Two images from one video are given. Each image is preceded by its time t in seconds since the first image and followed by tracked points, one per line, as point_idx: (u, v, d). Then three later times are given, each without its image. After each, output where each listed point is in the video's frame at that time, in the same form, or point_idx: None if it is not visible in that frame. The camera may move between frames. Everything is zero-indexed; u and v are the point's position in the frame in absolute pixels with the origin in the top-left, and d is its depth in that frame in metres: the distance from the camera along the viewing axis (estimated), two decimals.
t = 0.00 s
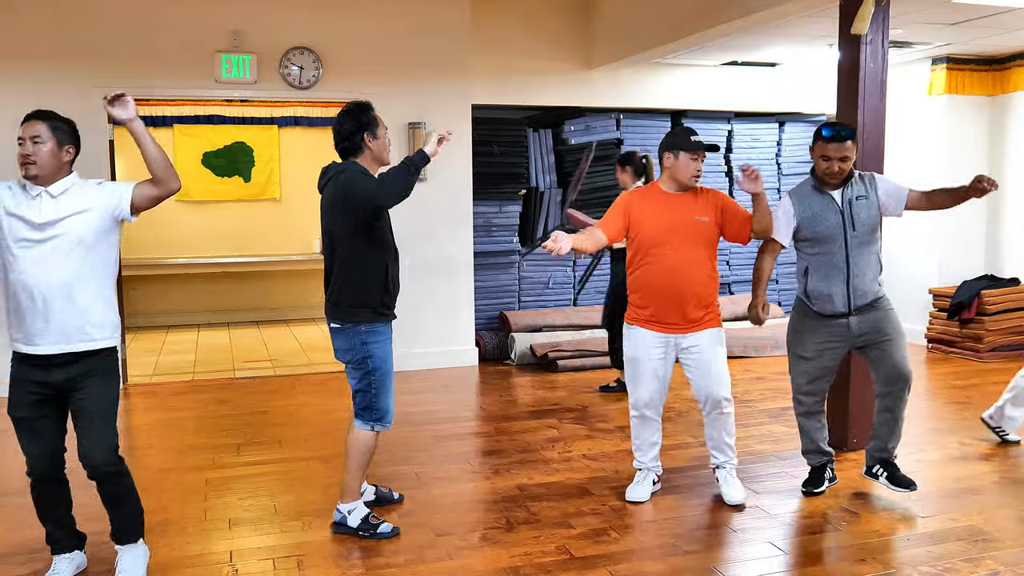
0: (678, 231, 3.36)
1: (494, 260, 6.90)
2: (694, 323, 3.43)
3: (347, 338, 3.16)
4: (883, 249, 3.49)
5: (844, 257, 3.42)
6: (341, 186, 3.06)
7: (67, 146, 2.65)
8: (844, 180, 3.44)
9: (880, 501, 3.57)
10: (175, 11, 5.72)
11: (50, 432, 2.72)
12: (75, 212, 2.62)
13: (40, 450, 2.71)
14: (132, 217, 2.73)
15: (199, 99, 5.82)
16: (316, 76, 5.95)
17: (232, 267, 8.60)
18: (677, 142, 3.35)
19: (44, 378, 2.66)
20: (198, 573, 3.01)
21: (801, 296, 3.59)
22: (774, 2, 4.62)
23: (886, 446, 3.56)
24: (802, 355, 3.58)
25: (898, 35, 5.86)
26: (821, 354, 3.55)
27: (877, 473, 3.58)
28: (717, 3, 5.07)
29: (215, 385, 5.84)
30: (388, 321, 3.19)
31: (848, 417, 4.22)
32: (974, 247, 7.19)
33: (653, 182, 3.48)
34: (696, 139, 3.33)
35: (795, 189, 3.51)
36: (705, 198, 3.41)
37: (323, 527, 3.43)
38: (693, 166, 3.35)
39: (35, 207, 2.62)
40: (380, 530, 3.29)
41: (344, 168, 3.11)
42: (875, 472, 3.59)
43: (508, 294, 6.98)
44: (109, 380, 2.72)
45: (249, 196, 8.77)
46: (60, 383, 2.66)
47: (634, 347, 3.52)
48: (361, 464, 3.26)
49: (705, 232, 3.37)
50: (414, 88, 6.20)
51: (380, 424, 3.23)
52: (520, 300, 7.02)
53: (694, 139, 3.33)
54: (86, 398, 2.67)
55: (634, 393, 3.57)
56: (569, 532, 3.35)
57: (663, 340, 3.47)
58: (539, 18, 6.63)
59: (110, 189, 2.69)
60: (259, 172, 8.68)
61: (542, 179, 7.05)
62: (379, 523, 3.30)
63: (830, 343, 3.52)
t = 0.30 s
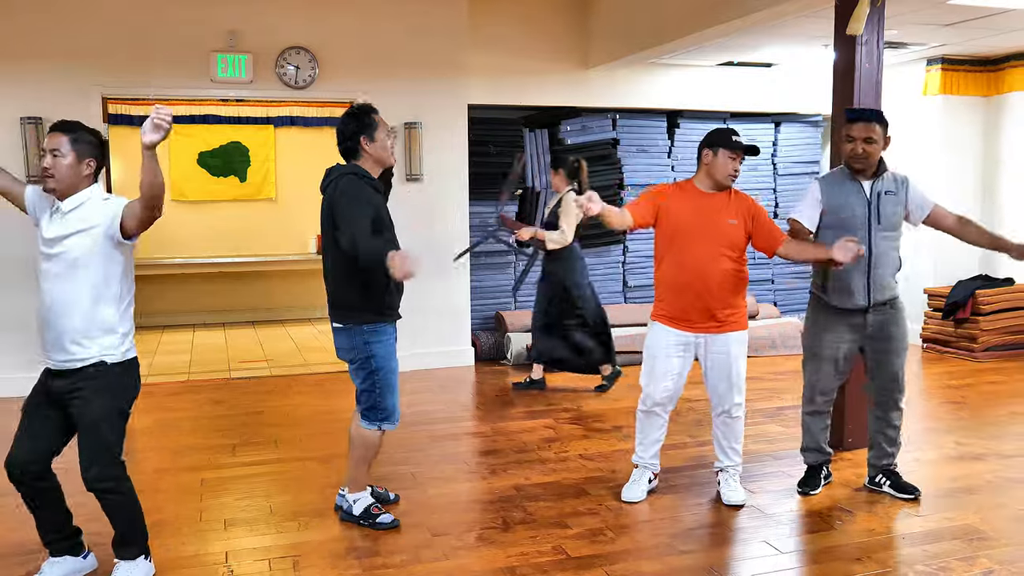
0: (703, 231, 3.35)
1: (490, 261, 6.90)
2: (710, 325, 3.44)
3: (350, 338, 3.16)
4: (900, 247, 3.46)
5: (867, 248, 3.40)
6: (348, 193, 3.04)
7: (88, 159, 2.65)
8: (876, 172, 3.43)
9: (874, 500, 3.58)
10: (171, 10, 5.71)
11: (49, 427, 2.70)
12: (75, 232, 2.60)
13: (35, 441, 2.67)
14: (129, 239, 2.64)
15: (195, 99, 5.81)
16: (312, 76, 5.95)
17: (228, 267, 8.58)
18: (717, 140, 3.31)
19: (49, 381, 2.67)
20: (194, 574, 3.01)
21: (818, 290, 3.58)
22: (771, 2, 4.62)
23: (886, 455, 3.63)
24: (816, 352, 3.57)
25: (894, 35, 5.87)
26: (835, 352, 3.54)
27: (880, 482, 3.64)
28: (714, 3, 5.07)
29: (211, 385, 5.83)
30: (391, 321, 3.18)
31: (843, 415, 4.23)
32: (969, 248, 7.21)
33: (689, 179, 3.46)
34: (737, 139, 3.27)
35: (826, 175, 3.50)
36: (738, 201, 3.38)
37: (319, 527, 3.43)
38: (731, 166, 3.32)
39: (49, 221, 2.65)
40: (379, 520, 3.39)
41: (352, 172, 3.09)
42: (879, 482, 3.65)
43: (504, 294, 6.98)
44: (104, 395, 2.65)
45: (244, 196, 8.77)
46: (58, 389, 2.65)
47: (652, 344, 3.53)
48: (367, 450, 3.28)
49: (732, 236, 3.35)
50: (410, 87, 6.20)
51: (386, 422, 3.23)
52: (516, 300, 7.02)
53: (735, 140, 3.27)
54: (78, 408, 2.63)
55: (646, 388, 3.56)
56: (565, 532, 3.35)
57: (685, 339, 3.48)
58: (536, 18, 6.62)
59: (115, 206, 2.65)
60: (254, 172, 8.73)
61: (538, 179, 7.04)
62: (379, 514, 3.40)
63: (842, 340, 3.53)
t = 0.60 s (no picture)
0: (704, 229, 3.36)
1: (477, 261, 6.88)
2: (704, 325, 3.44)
3: (345, 333, 3.16)
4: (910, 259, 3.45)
5: (879, 256, 3.37)
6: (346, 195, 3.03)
7: (79, 148, 2.64)
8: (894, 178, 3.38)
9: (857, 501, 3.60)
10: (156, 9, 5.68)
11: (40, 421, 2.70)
12: (54, 219, 2.59)
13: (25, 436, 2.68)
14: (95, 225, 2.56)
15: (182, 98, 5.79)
16: (298, 76, 5.93)
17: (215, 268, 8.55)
18: (730, 140, 3.32)
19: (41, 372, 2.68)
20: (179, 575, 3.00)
21: (826, 293, 3.53)
22: (756, 3, 4.64)
23: (877, 457, 3.64)
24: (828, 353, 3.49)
25: (878, 35, 5.91)
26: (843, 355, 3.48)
27: (866, 481, 3.67)
28: (700, 4, 5.09)
29: (197, 386, 5.81)
30: (390, 319, 3.18)
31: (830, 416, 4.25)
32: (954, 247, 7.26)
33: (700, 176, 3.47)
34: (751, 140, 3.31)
35: (844, 177, 3.46)
36: (743, 204, 3.40)
37: (306, 528, 3.42)
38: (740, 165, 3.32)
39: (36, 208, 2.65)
40: (394, 518, 3.40)
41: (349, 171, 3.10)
42: (864, 481, 3.68)
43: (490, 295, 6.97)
44: (86, 396, 2.63)
45: (230, 196, 8.75)
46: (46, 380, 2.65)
47: (648, 339, 3.54)
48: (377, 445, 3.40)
49: (733, 238, 3.36)
50: (397, 87, 6.19)
51: (383, 421, 3.22)
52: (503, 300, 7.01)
53: (747, 139, 3.30)
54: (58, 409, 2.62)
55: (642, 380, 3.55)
56: (552, 532, 3.36)
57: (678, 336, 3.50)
58: (522, 18, 6.62)
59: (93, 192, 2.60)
60: (241, 172, 8.72)
61: (525, 179, 7.04)
62: (396, 512, 3.42)
63: (851, 344, 3.47)
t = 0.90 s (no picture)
0: (704, 231, 3.37)
1: (475, 261, 6.88)
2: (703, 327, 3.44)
3: (353, 339, 3.21)
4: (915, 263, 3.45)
5: (883, 256, 3.38)
6: (352, 198, 3.05)
7: (76, 166, 2.65)
8: (906, 181, 3.38)
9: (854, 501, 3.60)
10: (153, 9, 5.67)
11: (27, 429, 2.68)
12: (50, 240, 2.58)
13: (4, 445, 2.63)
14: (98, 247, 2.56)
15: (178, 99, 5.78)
16: (295, 76, 5.92)
17: (212, 268, 8.54)
18: (733, 143, 3.33)
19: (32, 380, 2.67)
20: None
21: (828, 295, 3.53)
22: (753, 3, 4.64)
23: (875, 457, 3.63)
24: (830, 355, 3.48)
25: (875, 35, 5.91)
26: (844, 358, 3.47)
27: (863, 480, 3.67)
28: (697, 4, 5.09)
29: (194, 387, 5.80)
30: (394, 326, 3.16)
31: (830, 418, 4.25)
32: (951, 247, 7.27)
33: (702, 177, 3.46)
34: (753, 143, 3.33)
35: (855, 176, 3.46)
36: (743, 206, 3.39)
37: (303, 529, 3.42)
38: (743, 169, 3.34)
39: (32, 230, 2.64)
40: (393, 520, 3.39)
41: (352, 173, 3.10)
42: (862, 481, 3.68)
43: (488, 294, 6.96)
44: (77, 407, 2.61)
45: (227, 196, 8.77)
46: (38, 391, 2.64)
47: (654, 341, 3.53)
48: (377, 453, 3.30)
49: (733, 240, 3.36)
50: (394, 87, 6.19)
51: (380, 425, 3.21)
52: (501, 300, 7.01)
53: (751, 144, 3.32)
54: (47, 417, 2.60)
55: (649, 383, 3.56)
56: (550, 532, 3.36)
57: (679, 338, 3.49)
58: (520, 18, 6.62)
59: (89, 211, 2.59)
60: (237, 172, 8.74)
61: (522, 178, 7.04)
62: (393, 514, 3.40)
63: (854, 345, 3.46)
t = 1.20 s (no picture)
0: (704, 229, 3.37)
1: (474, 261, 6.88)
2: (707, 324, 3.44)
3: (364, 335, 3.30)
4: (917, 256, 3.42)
5: (881, 252, 3.36)
6: (359, 193, 3.12)
7: (54, 146, 2.60)
8: (902, 174, 3.37)
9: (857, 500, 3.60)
10: (152, 9, 5.67)
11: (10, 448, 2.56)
12: (50, 218, 2.54)
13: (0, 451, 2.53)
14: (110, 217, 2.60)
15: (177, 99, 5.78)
16: (294, 76, 5.93)
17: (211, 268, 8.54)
18: (722, 141, 3.34)
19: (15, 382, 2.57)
20: None
21: (828, 290, 3.54)
22: (751, 3, 4.65)
23: (870, 456, 3.63)
24: (828, 349, 3.51)
25: (874, 35, 5.91)
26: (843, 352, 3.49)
27: (863, 480, 3.67)
28: (695, 4, 5.10)
29: (194, 387, 5.80)
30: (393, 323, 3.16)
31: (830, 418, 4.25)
32: (950, 247, 7.28)
33: (694, 179, 3.47)
34: (741, 138, 3.33)
35: (849, 174, 3.47)
36: (742, 203, 3.40)
37: (303, 529, 3.42)
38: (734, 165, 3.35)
39: (16, 212, 2.55)
40: (391, 520, 3.40)
41: (365, 170, 3.16)
42: (861, 481, 3.68)
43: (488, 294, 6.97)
44: (89, 393, 2.62)
45: (227, 196, 8.74)
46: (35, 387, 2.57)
47: (652, 339, 3.53)
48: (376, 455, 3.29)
49: (734, 236, 3.37)
50: (393, 87, 6.19)
51: (379, 424, 3.22)
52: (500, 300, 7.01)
53: (737, 138, 3.32)
54: (61, 406, 2.59)
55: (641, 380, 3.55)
56: (549, 532, 3.36)
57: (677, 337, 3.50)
58: (519, 19, 6.62)
59: (89, 189, 2.60)
60: (237, 172, 8.68)
61: (521, 179, 7.03)
62: (392, 514, 3.41)
63: (853, 340, 3.48)
